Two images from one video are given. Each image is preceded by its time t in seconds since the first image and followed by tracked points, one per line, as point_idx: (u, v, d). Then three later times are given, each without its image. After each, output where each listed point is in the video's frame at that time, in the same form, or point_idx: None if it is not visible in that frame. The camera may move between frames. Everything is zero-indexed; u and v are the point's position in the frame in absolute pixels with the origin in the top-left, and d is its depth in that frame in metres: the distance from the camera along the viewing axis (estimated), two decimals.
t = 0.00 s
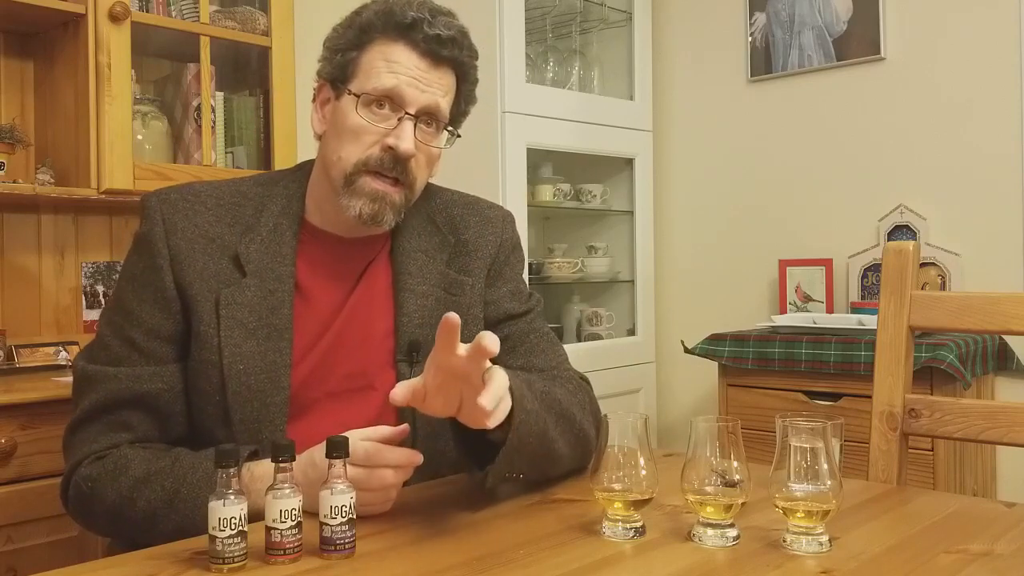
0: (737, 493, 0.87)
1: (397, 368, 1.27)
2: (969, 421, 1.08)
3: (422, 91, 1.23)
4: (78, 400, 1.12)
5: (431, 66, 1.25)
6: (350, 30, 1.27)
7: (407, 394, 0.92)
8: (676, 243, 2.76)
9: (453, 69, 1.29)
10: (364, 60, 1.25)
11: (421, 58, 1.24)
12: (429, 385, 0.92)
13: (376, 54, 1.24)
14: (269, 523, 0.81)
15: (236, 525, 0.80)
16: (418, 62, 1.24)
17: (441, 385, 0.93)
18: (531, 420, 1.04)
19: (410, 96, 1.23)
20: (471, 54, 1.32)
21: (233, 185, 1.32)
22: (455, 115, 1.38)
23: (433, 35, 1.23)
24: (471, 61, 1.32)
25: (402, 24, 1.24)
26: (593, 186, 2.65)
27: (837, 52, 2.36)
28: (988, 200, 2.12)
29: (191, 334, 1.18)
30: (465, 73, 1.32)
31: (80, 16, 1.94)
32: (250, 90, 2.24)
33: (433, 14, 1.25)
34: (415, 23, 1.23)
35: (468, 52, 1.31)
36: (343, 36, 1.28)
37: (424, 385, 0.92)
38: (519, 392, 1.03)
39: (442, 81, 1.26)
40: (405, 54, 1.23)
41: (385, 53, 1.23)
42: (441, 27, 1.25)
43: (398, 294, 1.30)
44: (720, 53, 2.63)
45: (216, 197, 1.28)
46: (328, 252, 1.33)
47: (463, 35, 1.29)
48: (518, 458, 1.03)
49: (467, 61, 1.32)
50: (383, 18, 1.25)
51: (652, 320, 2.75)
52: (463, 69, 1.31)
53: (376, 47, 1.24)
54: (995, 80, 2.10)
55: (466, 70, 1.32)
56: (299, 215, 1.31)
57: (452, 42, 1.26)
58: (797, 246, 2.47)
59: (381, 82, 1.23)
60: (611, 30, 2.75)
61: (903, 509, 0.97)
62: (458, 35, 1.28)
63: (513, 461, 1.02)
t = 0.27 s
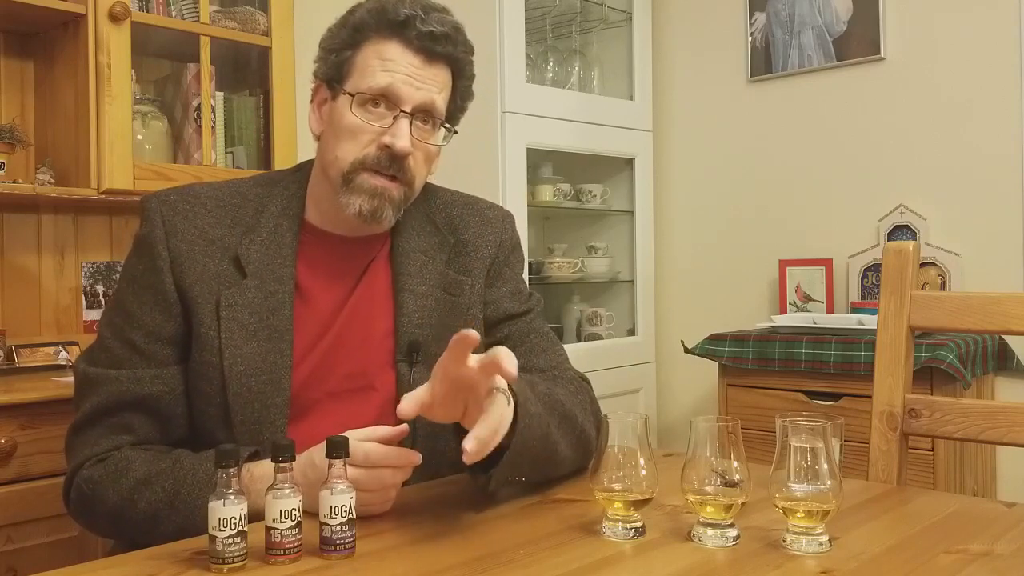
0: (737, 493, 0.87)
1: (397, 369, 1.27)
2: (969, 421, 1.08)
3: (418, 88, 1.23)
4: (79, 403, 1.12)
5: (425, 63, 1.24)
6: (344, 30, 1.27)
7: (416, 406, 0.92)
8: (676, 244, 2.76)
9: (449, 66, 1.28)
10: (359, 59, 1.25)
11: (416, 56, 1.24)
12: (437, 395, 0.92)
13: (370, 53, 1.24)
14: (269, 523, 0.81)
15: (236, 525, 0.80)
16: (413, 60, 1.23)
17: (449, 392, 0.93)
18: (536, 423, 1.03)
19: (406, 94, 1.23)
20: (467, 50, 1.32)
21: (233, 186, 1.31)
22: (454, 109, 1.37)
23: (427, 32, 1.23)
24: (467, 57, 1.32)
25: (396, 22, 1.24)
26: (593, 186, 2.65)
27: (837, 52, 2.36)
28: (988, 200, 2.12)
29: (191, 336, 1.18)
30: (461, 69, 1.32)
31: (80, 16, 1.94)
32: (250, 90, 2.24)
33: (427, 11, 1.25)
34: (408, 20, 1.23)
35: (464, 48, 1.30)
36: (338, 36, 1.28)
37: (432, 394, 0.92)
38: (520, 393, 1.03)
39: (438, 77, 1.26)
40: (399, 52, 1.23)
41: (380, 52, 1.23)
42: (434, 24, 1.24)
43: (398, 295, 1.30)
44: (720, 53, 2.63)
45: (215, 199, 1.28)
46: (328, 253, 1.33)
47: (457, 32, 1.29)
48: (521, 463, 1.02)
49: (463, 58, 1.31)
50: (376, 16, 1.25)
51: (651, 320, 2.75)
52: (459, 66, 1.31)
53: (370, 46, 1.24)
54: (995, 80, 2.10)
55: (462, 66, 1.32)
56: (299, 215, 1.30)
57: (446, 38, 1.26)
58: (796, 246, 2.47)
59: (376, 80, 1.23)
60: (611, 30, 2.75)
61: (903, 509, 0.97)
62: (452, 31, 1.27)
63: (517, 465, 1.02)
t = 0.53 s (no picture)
0: (737, 493, 0.87)
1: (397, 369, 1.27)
2: (969, 421, 1.08)
3: (376, 80, 1.21)
4: (80, 404, 1.12)
5: (385, 54, 1.22)
6: (320, 33, 1.29)
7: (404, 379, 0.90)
8: (676, 244, 2.76)
9: (418, 56, 1.26)
10: (329, 59, 1.25)
11: (374, 47, 1.22)
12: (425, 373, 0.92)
13: (336, 50, 1.24)
14: (269, 523, 0.81)
15: (236, 525, 0.80)
16: (371, 51, 1.21)
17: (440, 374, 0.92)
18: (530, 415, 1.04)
19: (364, 86, 1.21)
20: (444, 40, 1.29)
21: (232, 186, 1.31)
22: (441, 100, 1.33)
23: (384, 22, 1.21)
24: (447, 47, 1.30)
25: (358, 16, 1.23)
26: (593, 186, 2.65)
27: (837, 52, 2.36)
28: (989, 200, 2.12)
29: (191, 337, 1.18)
30: (440, 59, 1.29)
31: (80, 16, 1.94)
32: (249, 90, 2.24)
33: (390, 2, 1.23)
34: (369, 12, 1.22)
35: (437, 37, 1.27)
36: (315, 39, 1.30)
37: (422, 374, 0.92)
38: (518, 388, 1.04)
39: (401, 67, 1.23)
40: (360, 45, 1.21)
41: (343, 48, 1.23)
42: (395, 14, 1.22)
43: (397, 296, 1.29)
44: (720, 53, 2.63)
45: (215, 199, 1.28)
46: (328, 254, 1.32)
47: (427, 19, 1.25)
48: (515, 451, 1.03)
49: (439, 47, 1.28)
50: (343, 13, 1.25)
51: (652, 320, 2.75)
52: (436, 55, 1.28)
53: (336, 44, 1.24)
54: (995, 80, 2.10)
55: (440, 56, 1.29)
56: (298, 216, 1.30)
57: (407, 27, 1.22)
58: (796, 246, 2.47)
59: (336, 75, 1.22)
60: (611, 30, 2.75)
61: (903, 509, 0.97)
62: (418, 19, 1.24)
63: (511, 454, 1.03)
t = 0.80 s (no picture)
0: (737, 493, 0.87)
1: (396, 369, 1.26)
2: (969, 421, 1.08)
3: (344, 74, 1.21)
4: (80, 405, 1.12)
5: (354, 48, 1.22)
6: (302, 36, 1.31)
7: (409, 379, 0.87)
8: (676, 244, 2.76)
9: (391, 49, 1.25)
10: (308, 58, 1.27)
11: (343, 43, 1.22)
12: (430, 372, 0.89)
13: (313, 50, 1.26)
14: (269, 523, 0.81)
15: (236, 525, 0.80)
16: (340, 47, 1.22)
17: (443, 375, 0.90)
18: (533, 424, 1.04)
19: (333, 81, 1.21)
20: (421, 33, 1.29)
21: (230, 187, 1.31)
22: (423, 93, 1.32)
23: (350, 17, 1.21)
24: (424, 41, 1.29)
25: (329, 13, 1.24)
26: (593, 186, 2.65)
27: (837, 52, 2.36)
28: (989, 199, 2.12)
29: (191, 337, 1.18)
30: (418, 52, 1.29)
31: (80, 16, 1.94)
32: (249, 90, 2.24)
33: None
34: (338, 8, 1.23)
35: (411, 28, 1.26)
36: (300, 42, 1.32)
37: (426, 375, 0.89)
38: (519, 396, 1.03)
39: (371, 60, 1.23)
40: (330, 41, 1.22)
41: (317, 46, 1.24)
42: (362, 8, 1.21)
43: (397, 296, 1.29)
44: (720, 53, 2.63)
45: (215, 200, 1.28)
46: (328, 254, 1.32)
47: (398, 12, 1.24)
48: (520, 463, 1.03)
49: (416, 40, 1.28)
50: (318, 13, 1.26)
51: (652, 320, 2.75)
52: (412, 48, 1.27)
53: (313, 44, 1.26)
54: (995, 80, 2.10)
55: (418, 49, 1.29)
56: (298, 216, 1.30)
57: (374, 19, 1.22)
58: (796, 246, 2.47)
59: (309, 73, 1.23)
60: (611, 30, 2.75)
61: (903, 509, 0.97)
62: (388, 12, 1.23)
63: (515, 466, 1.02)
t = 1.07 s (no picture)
0: (737, 493, 0.86)
1: (396, 370, 1.26)
2: (969, 421, 1.08)
3: (349, 78, 1.21)
4: (80, 405, 1.12)
5: (359, 52, 1.22)
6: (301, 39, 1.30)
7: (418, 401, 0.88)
8: (676, 244, 2.76)
9: (395, 52, 1.25)
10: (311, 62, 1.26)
11: (348, 47, 1.22)
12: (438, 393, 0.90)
13: (315, 54, 1.25)
14: (269, 523, 0.81)
15: (236, 525, 0.80)
16: (344, 51, 1.22)
17: (449, 392, 0.91)
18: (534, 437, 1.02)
19: (339, 85, 1.21)
20: (424, 35, 1.29)
21: (230, 187, 1.31)
22: (427, 95, 1.33)
23: (354, 20, 1.21)
24: (427, 43, 1.30)
25: (332, 17, 1.24)
26: (593, 186, 2.65)
27: (837, 52, 2.36)
28: (989, 199, 2.12)
29: (191, 338, 1.18)
30: (421, 54, 1.29)
31: (80, 16, 1.94)
32: (249, 90, 2.24)
33: None
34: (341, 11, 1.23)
35: (414, 31, 1.27)
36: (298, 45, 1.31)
37: (433, 395, 0.90)
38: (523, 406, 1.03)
39: (377, 64, 1.23)
40: (334, 45, 1.22)
41: (319, 50, 1.24)
42: (366, 12, 1.22)
43: (397, 295, 1.29)
44: (720, 53, 2.63)
45: (214, 200, 1.27)
46: (329, 255, 1.32)
47: (401, 14, 1.24)
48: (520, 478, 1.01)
49: (419, 43, 1.28)
50: (319, 16, 1.26)
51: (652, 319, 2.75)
52: (415, 50, 1.28)
53: (315, 47, 1.25)
54: (995, 80, 2.10)
55: (421, 51, 1.29)
56: (298, 217, 1.30)
57: (378, 23, 1.22)
58: (796, 246, 2.47)
59: (313, 77, 1.22)
60: (611, 30, 2.75)
61: (904, 509, 0.97)
62: (392, 15, 1.23)
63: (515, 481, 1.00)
